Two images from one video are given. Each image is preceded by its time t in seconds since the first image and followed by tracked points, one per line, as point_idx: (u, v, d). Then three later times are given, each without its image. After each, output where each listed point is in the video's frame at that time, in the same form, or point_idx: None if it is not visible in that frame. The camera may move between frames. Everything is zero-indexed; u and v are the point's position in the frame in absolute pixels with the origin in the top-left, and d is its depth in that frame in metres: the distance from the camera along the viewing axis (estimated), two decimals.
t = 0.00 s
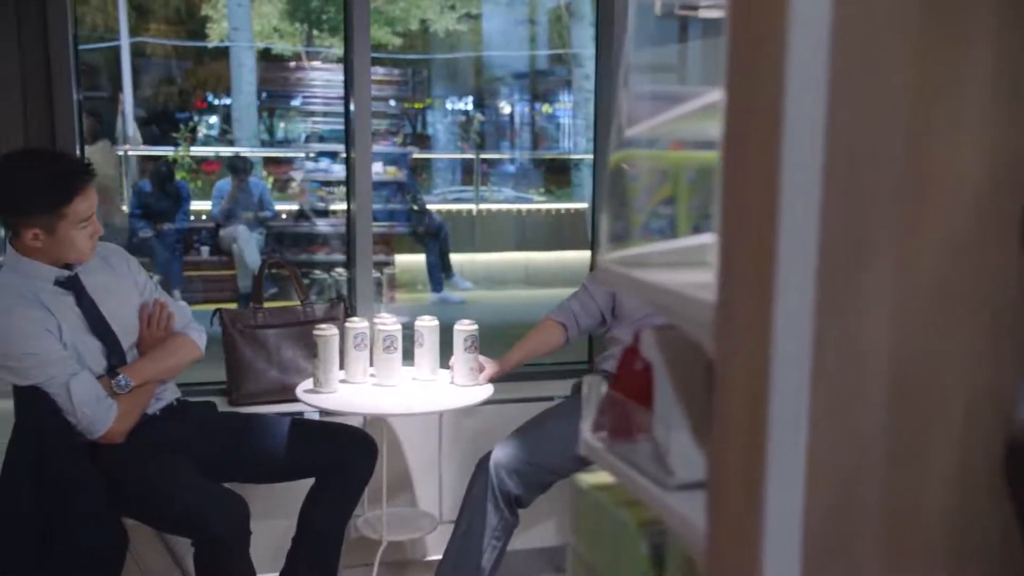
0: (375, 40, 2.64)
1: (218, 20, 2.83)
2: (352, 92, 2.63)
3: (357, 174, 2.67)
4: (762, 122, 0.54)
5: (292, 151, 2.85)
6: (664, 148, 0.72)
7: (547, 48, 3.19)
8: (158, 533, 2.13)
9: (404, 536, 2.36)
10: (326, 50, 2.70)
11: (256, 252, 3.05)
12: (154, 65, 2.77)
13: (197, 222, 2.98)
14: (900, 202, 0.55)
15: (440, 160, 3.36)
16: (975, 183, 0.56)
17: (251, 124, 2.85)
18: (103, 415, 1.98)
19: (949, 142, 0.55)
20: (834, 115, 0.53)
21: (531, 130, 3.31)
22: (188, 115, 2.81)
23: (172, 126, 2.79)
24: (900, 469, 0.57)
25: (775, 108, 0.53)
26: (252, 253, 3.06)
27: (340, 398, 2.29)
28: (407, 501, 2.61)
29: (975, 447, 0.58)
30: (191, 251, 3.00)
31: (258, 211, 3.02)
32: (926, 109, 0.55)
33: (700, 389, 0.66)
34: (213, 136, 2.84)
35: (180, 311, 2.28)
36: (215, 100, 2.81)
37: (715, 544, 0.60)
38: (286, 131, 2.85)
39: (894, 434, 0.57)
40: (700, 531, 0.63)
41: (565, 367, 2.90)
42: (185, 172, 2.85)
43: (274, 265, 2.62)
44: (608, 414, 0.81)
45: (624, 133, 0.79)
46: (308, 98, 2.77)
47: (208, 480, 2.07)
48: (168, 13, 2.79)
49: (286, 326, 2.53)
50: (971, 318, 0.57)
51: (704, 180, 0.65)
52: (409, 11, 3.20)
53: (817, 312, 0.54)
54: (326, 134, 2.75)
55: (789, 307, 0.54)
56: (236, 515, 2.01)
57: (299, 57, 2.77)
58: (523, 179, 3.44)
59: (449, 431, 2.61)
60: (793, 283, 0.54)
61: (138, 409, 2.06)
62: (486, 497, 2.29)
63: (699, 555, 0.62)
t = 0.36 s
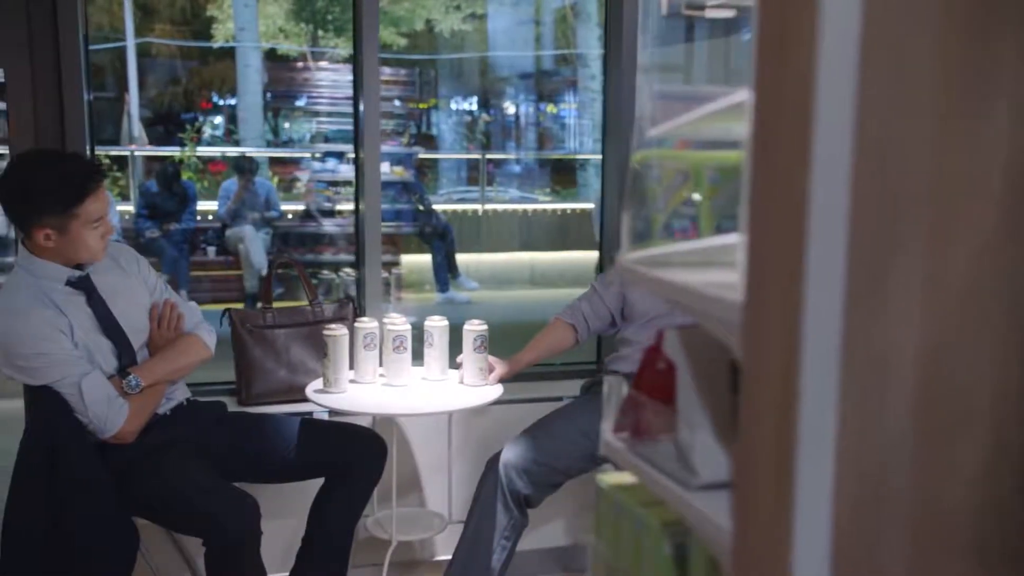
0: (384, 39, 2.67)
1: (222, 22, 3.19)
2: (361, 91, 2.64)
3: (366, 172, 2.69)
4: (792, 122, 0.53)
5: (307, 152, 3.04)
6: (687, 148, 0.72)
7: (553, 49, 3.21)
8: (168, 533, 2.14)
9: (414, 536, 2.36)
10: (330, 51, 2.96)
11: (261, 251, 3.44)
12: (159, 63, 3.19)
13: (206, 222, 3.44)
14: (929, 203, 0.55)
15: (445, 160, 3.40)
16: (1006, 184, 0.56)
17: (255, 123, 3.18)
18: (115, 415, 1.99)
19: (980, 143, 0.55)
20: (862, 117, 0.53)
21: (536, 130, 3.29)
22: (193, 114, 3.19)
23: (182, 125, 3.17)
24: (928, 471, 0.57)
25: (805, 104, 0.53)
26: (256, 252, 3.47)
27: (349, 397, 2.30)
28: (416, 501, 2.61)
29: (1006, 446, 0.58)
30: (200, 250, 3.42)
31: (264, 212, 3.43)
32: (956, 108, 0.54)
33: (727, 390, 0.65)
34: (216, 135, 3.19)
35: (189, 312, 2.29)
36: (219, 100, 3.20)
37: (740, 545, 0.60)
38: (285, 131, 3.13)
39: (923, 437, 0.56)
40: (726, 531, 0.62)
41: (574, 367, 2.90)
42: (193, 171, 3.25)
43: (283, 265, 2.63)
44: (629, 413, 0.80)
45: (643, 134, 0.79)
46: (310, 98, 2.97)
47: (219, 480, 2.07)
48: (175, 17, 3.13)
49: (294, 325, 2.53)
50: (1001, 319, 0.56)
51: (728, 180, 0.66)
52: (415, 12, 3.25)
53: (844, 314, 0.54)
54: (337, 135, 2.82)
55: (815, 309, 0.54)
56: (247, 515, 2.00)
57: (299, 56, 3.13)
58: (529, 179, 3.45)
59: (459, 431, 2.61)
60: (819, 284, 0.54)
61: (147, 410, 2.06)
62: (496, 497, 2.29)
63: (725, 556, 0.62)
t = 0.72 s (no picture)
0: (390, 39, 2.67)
1: (226, 24, 3.20)
2: (368, 91, 2.66)
3: (373, 171, 2.71)
4: (817, 118, 0.52)
5: (311, 152, 3.15)
6: (706, 149, 0.72)
7: (556, 49, 3.25)
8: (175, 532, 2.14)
9: (420, 536, 2.36)
10: (333, 51, 2.95)
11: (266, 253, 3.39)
12: (161, 64, 3.31)
13: (209, 221, 3.46)
14: (950, 198, 0.55)
15: (449, 160, 3.45)
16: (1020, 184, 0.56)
17: (258, 123, 3.22)
18: (122, 415, 1.99)
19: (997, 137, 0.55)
20: (886, 112, 0.52)
21: (540, 130, 3.31)
22: (194, 115, 3.29)
23: (184, 125, 3.28)
24: (947, 471, 0.57)
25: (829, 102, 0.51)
26: (261, 254, 3.41)
27: (356, 398, 2.30)
28: (422, 502, 2.61)
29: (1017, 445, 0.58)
30: (202, 250, 3.42)
31: (269, 212, 3.41)
32: (975, 104, 0.55)
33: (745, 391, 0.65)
34: (217, 135, 3.27)
35: (196, 312, 2.29)
36: (219, 100, 3.27)
37: (763, 549, 0.59)
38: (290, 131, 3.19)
39: (943, 431, 0.56)
40: (746, 530, 0.62)
41: (579, 367, 2.91)
42: (197, 172, 3.33)
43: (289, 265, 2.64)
44: (647, 413, 0.80)
45: (660, 133, 0.79)
46: (312, 99, 3.08)
47: (226, 480, 2.07)
48: (177, 16, 3.28)
49: (300, 326, 2.54)
50: (1015, 315, 0.57)
51: (745, 177, 0.66)
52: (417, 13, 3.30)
53: (869, 310, 0.54)
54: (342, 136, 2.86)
55: (840, 307, 0.53)
56: (256, 515, 2.00)
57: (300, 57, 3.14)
58: (531, 178, 3.43)
59: (465, 432, 2.61)
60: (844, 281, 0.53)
61: (155, 411, 2.06)
62: (502, 497, 2.29)
63: (746, 555, 0.62)
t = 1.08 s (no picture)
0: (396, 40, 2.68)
1: (231, 25, 3.28)
2: (374, 92, 2.66)
3: (379, 172, 2.71)
4: (846, 119, 0.52)
5: (313, 152, 3.23)
6: (726, 146, 0.71)
7: (559, 49, 3.25)
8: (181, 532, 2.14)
9: (427, 536, 2.36)
10: (335, 51, 3.11)
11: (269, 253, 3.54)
12: (164, 64, 3.28)
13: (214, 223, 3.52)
14: (981, 192, 0.54)
15: (452, 160, 3.54)
16: None
17: (262, 123, 3.27)
18: (129, 415, 1.99)
19: None
20: (914, 107, 0.52)
21: (544, 131, 3.32)
22: (197, 115, 3.27)
23: (187, 126, 3.25)
24: (978, 469, 0.56)
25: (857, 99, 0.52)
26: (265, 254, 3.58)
27: (363, 397, 2.30)
28: (428, 501, 2.61)
29: None
30: (207, 250, 3.52)
31: (272, 212, 3.51)
32: (1009, 96, 0.53)
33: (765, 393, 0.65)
34: (221, 136, 3.28)
35: (203, 312, 2.29)
36: (222, 100, 3.27)
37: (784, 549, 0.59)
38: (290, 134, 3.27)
39: (970, 430, 0.56)
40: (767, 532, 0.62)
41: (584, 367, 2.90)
42: (200, 172, 3.28)
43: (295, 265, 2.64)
44: (665, 411, 0.81)
45: (677, 130, 0.78)
46: (314, 99, 3.13)
47: (233, 480, 2.07)
48: (180, 17, 3.30)
49: (306, 326, 2.54)
50: None
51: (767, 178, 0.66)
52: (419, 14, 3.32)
53: (894, 306, 0.53)
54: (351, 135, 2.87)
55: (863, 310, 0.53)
56: (264, 514, 2.00)
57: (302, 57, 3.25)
58: (534, 179, 3.50)
59: (471, 432, 2.61)
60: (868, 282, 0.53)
61: (162, 411, 2.06)
62: (509, 497, 2.29)
63: (769, 555, 0.62)
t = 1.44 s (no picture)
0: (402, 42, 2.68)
1: (232, 21, 3.24)
2: (381, 92, 2.68)
3: (386, 171, 2.72)
4: (872, 90, 0.43)
5: (317, 152, 3.24)
6: (749, 142, 0.70)
7: (563, 49, 3.27)
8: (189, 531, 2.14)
9: (434, 535, 2.36)
10: (339, 50, 3.07)
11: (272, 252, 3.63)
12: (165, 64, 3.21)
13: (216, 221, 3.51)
14: None
15: (456, 160, 3.49)
16: None
17: (266, 122, 3.26)
18: (138, 414, 1.99)
19: None
20: (954, 80, 0.42)
21: (547, 130, 3.41)
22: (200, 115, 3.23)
23: (191, 126, 3.21)
24: None
25: (888, 71, 0.43)
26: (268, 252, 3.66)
27: (371, 396, 2.29)
28: (435, 501, 2.61)
29: None
30: (212, 250, 3.45)
31: (276, 211, 3.58)
32: None
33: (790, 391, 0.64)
34: (223, 135, 3.26)
35: (211, 312, 2.29)
36: (225, 100, 3.25)
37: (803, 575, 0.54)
38: (295, 134, 3.25)
39: None
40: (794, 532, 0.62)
41: (591, 366, 2.90)
42: (204, 172, 3.29)
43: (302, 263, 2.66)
44: (685, 410, 0.81)
45: (700, 126, 0.77)
46: (317, 99, 3.15)
47: (240, 479, 2.07)
48: (182, 17, 3.18)
49: (313, 325, 2.54)
50: None
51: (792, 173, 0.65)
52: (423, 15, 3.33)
53: (926, 324, 0.44)
54: (355, 135, 2.95)
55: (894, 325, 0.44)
56: (272, 513, 2.00)
57: (306, 58, 3.24)
58: (538, 178, 3.61)
59: (480, 433, 2.61)
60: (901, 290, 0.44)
61: (171, 410, 2.07)
62: (516, 496, 2.28)
63: (795, 555, 0.61)
